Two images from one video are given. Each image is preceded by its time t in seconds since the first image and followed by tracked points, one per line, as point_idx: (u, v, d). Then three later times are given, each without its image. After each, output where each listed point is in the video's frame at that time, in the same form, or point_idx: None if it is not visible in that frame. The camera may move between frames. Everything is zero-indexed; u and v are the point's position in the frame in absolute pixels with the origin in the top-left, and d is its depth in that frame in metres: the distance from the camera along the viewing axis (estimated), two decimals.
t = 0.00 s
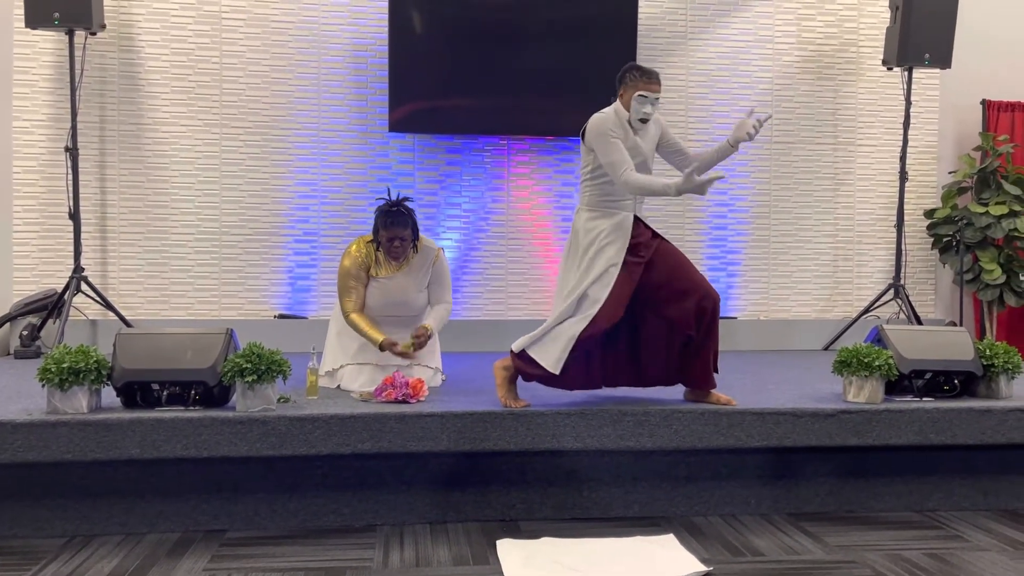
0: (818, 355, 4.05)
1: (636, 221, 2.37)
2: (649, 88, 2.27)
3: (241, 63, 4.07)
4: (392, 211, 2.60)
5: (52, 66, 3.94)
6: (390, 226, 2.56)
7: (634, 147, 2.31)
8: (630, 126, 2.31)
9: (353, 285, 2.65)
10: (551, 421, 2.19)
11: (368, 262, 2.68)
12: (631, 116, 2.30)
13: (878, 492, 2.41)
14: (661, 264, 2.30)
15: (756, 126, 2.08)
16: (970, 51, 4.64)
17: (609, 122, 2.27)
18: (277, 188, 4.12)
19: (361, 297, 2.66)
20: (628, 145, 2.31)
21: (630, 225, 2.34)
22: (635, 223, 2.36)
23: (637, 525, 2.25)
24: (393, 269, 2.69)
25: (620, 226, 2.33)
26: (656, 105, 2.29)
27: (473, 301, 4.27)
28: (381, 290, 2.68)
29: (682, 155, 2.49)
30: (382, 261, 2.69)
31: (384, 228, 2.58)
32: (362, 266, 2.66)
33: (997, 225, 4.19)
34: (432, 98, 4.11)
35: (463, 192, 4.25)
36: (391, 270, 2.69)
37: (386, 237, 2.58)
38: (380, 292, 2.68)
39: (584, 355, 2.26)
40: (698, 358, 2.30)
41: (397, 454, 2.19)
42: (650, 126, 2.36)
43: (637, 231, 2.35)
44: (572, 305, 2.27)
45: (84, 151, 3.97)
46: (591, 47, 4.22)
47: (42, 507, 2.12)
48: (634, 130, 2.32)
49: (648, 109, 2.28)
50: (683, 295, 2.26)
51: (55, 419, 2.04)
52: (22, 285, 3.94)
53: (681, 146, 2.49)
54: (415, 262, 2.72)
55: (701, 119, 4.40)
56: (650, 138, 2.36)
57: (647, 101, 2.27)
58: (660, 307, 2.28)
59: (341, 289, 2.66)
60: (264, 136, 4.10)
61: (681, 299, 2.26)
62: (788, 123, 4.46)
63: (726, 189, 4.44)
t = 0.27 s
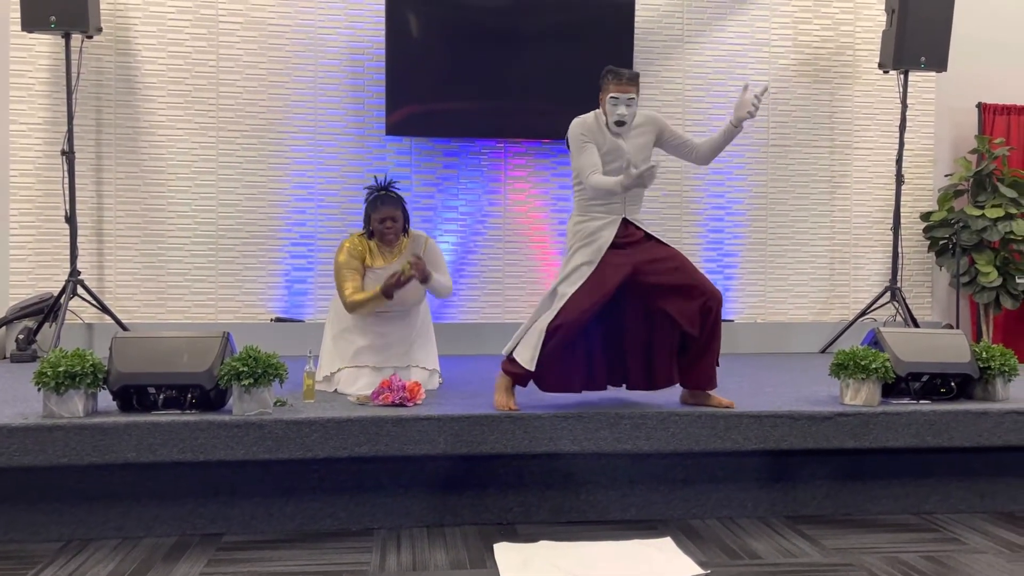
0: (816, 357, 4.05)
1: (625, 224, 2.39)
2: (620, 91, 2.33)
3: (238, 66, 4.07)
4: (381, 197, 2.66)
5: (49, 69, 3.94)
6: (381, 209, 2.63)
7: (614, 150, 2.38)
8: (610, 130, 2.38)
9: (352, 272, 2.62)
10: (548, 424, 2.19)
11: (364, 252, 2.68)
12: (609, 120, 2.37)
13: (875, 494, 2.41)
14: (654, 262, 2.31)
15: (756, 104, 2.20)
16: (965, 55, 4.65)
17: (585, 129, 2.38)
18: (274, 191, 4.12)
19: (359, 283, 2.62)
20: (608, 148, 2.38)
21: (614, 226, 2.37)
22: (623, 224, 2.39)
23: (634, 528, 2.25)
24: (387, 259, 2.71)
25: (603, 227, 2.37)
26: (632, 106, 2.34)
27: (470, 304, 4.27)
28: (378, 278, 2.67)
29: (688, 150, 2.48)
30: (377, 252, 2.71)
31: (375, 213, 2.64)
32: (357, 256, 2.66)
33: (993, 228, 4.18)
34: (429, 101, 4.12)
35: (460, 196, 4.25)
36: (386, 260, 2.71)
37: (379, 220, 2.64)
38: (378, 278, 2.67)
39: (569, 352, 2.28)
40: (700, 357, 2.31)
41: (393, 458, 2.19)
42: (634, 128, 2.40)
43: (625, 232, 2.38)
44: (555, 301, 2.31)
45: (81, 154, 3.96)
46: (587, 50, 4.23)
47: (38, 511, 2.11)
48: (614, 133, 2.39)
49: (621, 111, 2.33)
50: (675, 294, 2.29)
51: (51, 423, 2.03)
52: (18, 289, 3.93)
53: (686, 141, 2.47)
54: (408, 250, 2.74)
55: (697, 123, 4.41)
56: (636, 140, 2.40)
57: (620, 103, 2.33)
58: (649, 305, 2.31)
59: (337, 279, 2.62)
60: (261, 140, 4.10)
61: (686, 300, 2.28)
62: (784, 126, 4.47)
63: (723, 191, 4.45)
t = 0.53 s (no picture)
0: (814, 359, 4.06)
1: (618, 224, 2.40)
2: (602, 92, 2.37)
3: (236, 68, 4.07)
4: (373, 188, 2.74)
5: (47, 71, 3.93)
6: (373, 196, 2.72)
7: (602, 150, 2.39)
8: (597, 130, 2.41)
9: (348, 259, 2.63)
10: (547, 426, 2.19)
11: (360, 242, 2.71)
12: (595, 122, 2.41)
13: (873, 496, 2.41)
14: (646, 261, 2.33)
15: (751, 90, 2.25)
16: (962, 56, 4.66)
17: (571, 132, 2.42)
18: (272, 193, 4.12)
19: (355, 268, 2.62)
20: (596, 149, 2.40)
21: (607, 225, 2.39)
22: (616, 225, 2.40)
23: (632, 530, 2.25)
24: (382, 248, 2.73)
25: (595, 225, 2.39)
26: (615, 105, 2.37)
27: (468, 306, 4.27)
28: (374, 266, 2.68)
29: (687, 144, 2.47)
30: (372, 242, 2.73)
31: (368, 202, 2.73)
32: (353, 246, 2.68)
33: (991, 229, 4.19)
34: (427, 103, 4.12)
35: (458, 197, 4.25)
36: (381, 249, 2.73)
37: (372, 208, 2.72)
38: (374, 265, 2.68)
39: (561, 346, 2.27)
40: (696, 358, 2.31)
41: (392, 459, 2.19)
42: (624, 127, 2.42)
43: (617, 231, 2.39)
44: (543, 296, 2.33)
45: (79, 156, 3.96)
46: (585, 52, 4.24)
47: (36, 514, 2.11)
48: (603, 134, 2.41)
49: (604, 111, 2.37)
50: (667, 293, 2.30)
51: (49, 426, 2.03)
52: (16, 291, 3.93)
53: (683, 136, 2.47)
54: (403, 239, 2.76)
55: (696, 124, 4.42)
56: (627, 139, 2.41)
57: (602, 103, 2.37)
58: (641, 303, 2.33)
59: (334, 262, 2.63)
60: (259, 141, 4.10)
61: (679, 299, 2.29)
62: (782, 128, 4.48)
63: (721, 193, 4.45)
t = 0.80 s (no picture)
0: (813, 359, 4.06)
1: (614, 224, 2.42)
2: (585, 95, 2.37)
3: (234, 69, 4.07)
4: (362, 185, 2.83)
5: (45, 73, 3.93)
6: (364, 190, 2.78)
7: (592, 152, 2.40)
8: (586, 134, 2.41)
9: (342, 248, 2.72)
10: (546, 426, 2.19)
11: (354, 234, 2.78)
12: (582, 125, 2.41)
13: (872, 496, 2.41)
14: (639, 261, 2.34)
15: (734, 75, 2.22)
16: (961, 57, 4.66)
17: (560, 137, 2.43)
18: (271, 194, 4.11)
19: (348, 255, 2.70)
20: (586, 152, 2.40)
21: (601, 225, 2.41)
22: (612, 225, 2.42)
23: (632, 531, 2.25)
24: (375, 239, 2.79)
25: (590, 226, 2.42)
26: (600, 107, 2.36)
27: (467, 306, 4.27)
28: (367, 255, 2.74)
29: (683, 137, 2.42)
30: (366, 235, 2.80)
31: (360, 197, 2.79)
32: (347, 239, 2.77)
33: (989, 230, 4.19)
34: (426, 103, 4.12)
35: (457, 198, 4.25)
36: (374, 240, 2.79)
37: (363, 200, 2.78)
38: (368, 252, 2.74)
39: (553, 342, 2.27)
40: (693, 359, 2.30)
41: (391, 460, 2.19)
42: (614, 128, 2.42)
43: (612, 231, 2.41)
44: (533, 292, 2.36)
45: (78, 157, 3.96)
46: (584, 53, 4.24)
47: (35, 515, 2.10)
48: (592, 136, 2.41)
49: (589, 114, 2.36)
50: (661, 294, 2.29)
51: (48, 427, 2.03)
52: (15, 292, 3.93)
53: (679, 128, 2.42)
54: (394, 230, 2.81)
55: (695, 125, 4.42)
56: (617, 140, 2.41)
57: (585, 107, 2.36)
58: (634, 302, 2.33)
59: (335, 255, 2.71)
60: (257, 142, 4.10)
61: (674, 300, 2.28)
62: (781, 129, 4.48)
63: (720, 193, 4.45)
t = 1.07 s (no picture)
0: (813, 359, 4.06)
1: (610, 228, 2.44)
2: (575, 105, 2.38)
3: (234, 69, 4.06)
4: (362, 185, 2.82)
5: (45, 73, 3.93)
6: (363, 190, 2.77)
7: (585, 160, 2.42)
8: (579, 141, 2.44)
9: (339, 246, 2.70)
10: (546, 426, 2.19)
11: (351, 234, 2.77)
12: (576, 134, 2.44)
13: (872, 496, 2.41)
14: (635, 263, 2.35)
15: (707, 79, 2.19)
16: (961, 57, 4.66)
17: (556, 145, 2.47)
18: (271, 194, 4.11)
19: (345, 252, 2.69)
20: (579, 160, 2.43)
21: (598, 228, 2.43)
22: (609, 229, 2.44)
23: (632, 531, 2.25)
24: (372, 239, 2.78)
25: (588, 229, 2.45)
26: (589, 115, 2.37)
27: (467, 306, 4.27)
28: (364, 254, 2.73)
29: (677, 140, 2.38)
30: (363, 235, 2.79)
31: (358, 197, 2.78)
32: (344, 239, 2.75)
33: (989, 229, 4.20)
34: (426, 103, 4.12)
35: (457, 198, 4.25)
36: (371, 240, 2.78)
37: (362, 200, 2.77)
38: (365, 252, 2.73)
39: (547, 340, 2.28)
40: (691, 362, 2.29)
41: (391, 460, 2.19)
42: (607, 135, 2.42)
43: (609, 235, 2.42)
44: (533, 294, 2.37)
45: (78, 157, 3.96)
46: (584, 53, 4.24)
47: (35, 515, 2.10)
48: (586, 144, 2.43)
49: (579, 124, 2.38)
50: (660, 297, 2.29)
51: (48, 427, 2.03)
52: (15, 292, 3.93)
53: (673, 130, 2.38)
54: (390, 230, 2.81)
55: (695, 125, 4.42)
56: (610, 146, 2.42)
57: (576, 117, 2.38)
58: (630, 303, 2.33)
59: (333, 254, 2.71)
60: (257, 142, 4.10)
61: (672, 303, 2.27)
62: (781, 128, 4.48)
63: (720, 193, 4.45)
